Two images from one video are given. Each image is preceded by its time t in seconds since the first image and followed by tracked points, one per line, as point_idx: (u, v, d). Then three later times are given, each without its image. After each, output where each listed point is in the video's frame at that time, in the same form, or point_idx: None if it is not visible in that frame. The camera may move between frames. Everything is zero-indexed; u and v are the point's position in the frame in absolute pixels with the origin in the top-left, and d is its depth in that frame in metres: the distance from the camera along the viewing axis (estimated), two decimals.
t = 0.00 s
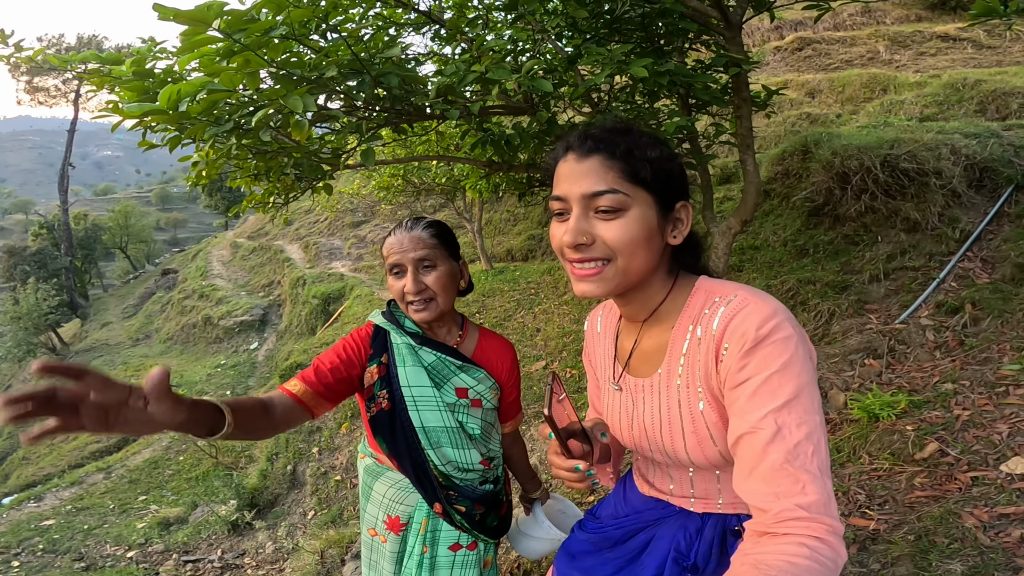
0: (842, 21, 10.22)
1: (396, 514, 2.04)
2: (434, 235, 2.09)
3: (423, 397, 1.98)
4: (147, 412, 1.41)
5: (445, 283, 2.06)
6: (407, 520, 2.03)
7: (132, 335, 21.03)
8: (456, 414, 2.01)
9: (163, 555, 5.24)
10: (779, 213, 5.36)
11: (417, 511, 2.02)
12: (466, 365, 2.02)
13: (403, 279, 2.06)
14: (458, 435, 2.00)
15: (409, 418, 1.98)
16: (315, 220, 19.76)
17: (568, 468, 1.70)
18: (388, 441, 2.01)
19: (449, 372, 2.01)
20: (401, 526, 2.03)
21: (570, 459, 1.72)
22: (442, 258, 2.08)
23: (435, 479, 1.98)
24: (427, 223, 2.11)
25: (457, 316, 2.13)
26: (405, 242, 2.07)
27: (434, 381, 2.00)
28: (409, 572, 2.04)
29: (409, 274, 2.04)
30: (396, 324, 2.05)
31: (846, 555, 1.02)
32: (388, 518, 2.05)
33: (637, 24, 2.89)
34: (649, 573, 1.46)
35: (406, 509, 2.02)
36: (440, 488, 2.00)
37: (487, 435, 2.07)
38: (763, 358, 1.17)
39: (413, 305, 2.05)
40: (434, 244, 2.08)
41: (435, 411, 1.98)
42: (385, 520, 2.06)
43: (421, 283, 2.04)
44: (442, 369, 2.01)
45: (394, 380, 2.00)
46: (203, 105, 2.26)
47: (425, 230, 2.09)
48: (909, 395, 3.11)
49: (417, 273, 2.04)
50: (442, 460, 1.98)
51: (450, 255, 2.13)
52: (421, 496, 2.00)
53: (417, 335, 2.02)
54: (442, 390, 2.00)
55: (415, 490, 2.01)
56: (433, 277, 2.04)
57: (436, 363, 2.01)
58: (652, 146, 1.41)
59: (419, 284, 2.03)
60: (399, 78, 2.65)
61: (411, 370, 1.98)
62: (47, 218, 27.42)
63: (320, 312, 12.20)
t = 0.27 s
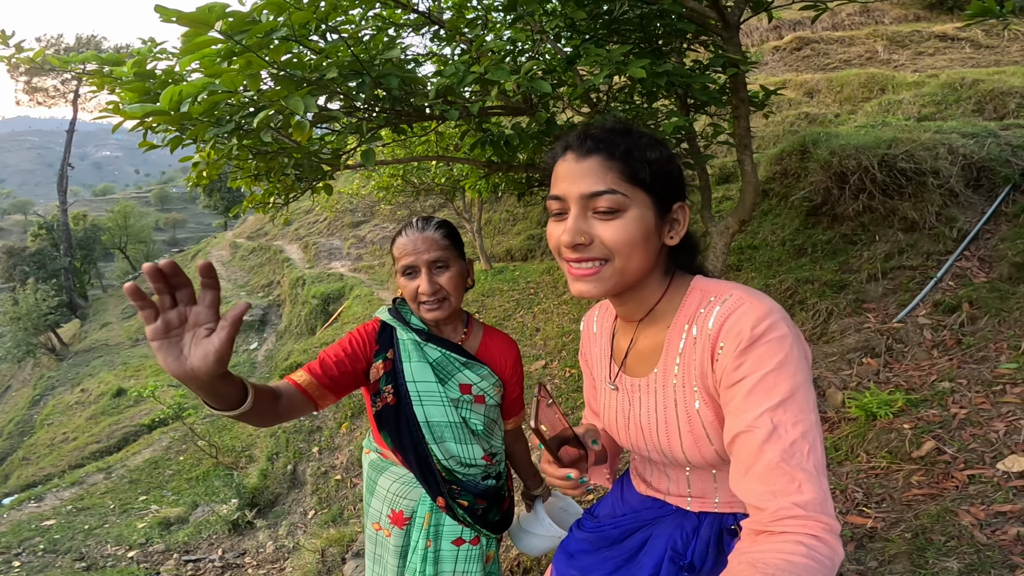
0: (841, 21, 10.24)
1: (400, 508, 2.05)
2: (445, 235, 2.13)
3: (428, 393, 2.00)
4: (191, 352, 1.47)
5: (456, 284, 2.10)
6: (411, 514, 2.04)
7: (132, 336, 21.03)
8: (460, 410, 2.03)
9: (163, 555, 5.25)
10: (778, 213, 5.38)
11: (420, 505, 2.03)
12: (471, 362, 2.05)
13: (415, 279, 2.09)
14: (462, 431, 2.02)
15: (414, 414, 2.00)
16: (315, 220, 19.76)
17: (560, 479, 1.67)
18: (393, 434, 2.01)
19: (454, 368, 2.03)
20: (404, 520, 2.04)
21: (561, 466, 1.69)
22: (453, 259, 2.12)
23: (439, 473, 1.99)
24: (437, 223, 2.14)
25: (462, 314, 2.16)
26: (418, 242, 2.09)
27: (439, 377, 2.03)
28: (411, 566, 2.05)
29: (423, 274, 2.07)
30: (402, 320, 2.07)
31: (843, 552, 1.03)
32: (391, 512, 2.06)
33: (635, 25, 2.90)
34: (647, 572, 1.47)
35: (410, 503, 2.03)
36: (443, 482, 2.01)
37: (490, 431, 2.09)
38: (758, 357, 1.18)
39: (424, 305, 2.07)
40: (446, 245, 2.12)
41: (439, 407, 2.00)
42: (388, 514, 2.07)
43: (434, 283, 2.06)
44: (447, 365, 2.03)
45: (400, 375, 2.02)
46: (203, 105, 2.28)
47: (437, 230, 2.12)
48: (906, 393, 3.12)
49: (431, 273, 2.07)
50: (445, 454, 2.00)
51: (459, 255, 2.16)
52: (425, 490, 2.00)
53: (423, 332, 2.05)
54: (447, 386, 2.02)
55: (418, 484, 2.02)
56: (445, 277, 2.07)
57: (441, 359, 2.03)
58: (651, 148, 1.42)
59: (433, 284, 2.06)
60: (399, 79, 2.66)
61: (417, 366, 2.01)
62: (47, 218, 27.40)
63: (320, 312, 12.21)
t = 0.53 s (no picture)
0: (839, 21, 10.24)
1: (400, 500, 2.09)
2: (450, 234, 2.16)
3: (424, 389, 2.00)
4: (202, 400, 1.62)
5: (459, 282, 2.12)
6: (410, 507, 2.08)
7: (132, 336, 21.02)
8: (457, 405, 2.03)
9: (163, 555, 5.25)
10: (776, 212, 5.39)
11: (419, 497, 2.06)
12: (469, 357, 2.06)
13: (419, 276, 2.10)
14: (459, 426, 2.02)
15: (411, 410, 2.01)
16: (314, 220, 19.76)
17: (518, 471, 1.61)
18: (390, 431, 2.04)
19: (451, 364, 2.04)
20: (404, 512, 2.08)
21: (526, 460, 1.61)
22: (458, 257, 2.14)
23: (437, 467, 2.01)
24: (444, 222, 2.17)
25: (462, 310, 2.19)
26: (425, 240, 2.12)
27: (436, 373, 2.03)
28: (410, 557, 2.08)
29: (427, 272, 2.09)
30: (400, 318, 2.09)
31: (832, 550, 1.04)
32: (392, 504, 2.11)
33: (633, 25, 2.91)
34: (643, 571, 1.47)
35: (410, 495, 2.07)
36: (441, 477, 2.02)
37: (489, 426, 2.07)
38: (745, 357, 1.19)
39: (427, 302, 2.09)
40: (451, 244, 2.15)
41: (436, 402, 2.00)
42: (389, 506, 2.11)
43: (438, 281, 2.09)
44: (445, 361, 2.04)
45: (396, 372, 2.04)
46: (202, 106, 2.29)
47: (443, 229, 2.15)
48: (903, 392, 3.13)
49: (435, 271, 2.09)
50: (442, 450, 2.00)
51: (463, 254, 2.19)
52: (422, 485, 2.03)
53: (421, 329, 2.06)
54: (445, 381, 2.03)
55: (417, 478, 2.04)
56: (449, 276, 2.10)
57: (439, 355, 2.03)
58: (642, 151, 1.43)
59: (437, 282, 2.08)
60: (397, 79, 2.66)
61: (414, 363, 2.02)
62: (46, 218, 27.38)
63: (320, 312, 12.21)
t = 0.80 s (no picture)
0: (838, 21, 10.25)
1: (407, 495, 2.10)
2: (454, 232, 2.19)
3: (426, 384, 2.03)
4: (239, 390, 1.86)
5: (460, 280, 2.14)
6: (418, 501, 2.09)
7: (132, 336, 21.04)
8: (459, 399, 2.05)
9: (163, 554, 5.25)
10: (774, 212, 5.40)
11: (426, 492, 2.07)
12: (469, 353, 2.08)
13: (421, 271, 2.12)
14: (461, 420, 2.04)
15: (414, 404, 2.04)
16: (314, 220, 19.77)
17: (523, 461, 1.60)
18: (394, 426, 2.07)
19: (452, 359, 2.07)
20: (411, 507, 2.09)
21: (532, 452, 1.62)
22: (459, 255, 2.16)
23: (441, 461, 2.02)
24: (448, 220, 2.20)
25: (463, 306, 2.21)
26: (429, 236, 2.14)
27: (438, 369, 2.06)
28: (417, 552, 2.09)
29: (429, 267, 2.11)
30: (402, 315, 2.11)
31: (832, 544, 1.04)
32: (399, 499, 2.11)
33: (631, 26, 2.92)
34: (641, 567, 1.47)
35: (417, 489, 2.08)
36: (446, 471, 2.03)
37: (491, 420, 2.09)
38: (745, 352, 1.19)
39: (427, 296, 2.10)
40: (454, 241, 2.17)
41: (438, 397, 2.03)
42: (397, 501, 2.12)
43: (440, 276, 2.11)
44: (446, 357, 2.07)
45: (399, 368, 2.07)
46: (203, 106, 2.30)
47: (447, 226, 2.18)
48: (901, 390, 3.14)
49: (437, 267, 2.11)
50: (446, 444, 2.02)
51: (465, 252, 2.21)
52: (428, 479, 2.04)
53: (421, 326, 2.09)
54: (446, 377, 2.06)
55: (422, 473, 2.06)
56: (450, 272, 2.12)
57: (439, 351, 2.06)
58: (642, 145, 1.44)
59: (438, 277, 2.10)
60: (397, 79, 2.67)
61: (415, 359, 2.05)
62: (46, 219, 27.38)
63: (320, 313, 12.23)
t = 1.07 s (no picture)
0: (838, 21, 10.26)
1: (414, 492, 2.14)
2: (464, 232, 2.19)
3: (431, 384, 2.04)
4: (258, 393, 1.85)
5: (467, 280, 2.14)
6: (425, 498, 2.12)
7: (132, 337, 21.05)
8: (464, 399, 2.06)
9: (164, 554, 5.25)
10: (775, 211, 5.40)
11: (433, 489, 2.11)
12: (475, 352, 2.08)
13: (429, 268, 2.12)
14: (467, 419, 2.05)
15: (420, 404, 2.05)
16: (314, 221, 19.77)
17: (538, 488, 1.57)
18: (400, 425, 2.09)
19: (457, 359, 2.07)
20: (418, 503, 2.13)
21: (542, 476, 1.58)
22: (468, 255, 2.16)
23: (447, 460, 2.05)
24: (459, 221, 2.20)
25: (468, 305, 2.20)
26: (440, 234, 2.14)
27: (443, 368, 2.07)
28: (425, 548, 2.13)
29: (438, 266, 2.11)
30: (407, 317, 2.13)
31: (835, 542, 1.05)
32: (407, 496, 2.16)
33: (632, 26, 2.92)
34: (646, 568, 1.47)
35: (424, 486, 2.12)
36: (452, 470, 2.06)
37: (497, 420, 2.10)
38: (744, 351, 1.20)
39: (434, 293, 2.10)
40: (465, 241, 2.17)
41: (443, 397, 2.04)
42: (405, 498, 2.16)
43: (447, 275, 2.11)
44: (451, 357, 2.07)
45: (405, 369, 2.09)
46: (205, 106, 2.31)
47: (458, 226, 2.18)
48: (902, 389, 3.14)
49: (445, 265, 2.11)
50: (452, 443, 2.04)
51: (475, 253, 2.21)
52: (434, 477, 2.08)
53: (427, 327, 2.10)
54: (451, 376, 2.07)
55: (428, 470, 2.09)
56: (458, 272, 2.12)
57: (444, 351, 2.07)
58: (642, 147, 1.45)
59: (446, 275, 2.10)
60: (398, 79, 2.67)
61: (420, 359, 2.06)
62: (46, 219, 27.40)
63: (320, 313, 12.25)
